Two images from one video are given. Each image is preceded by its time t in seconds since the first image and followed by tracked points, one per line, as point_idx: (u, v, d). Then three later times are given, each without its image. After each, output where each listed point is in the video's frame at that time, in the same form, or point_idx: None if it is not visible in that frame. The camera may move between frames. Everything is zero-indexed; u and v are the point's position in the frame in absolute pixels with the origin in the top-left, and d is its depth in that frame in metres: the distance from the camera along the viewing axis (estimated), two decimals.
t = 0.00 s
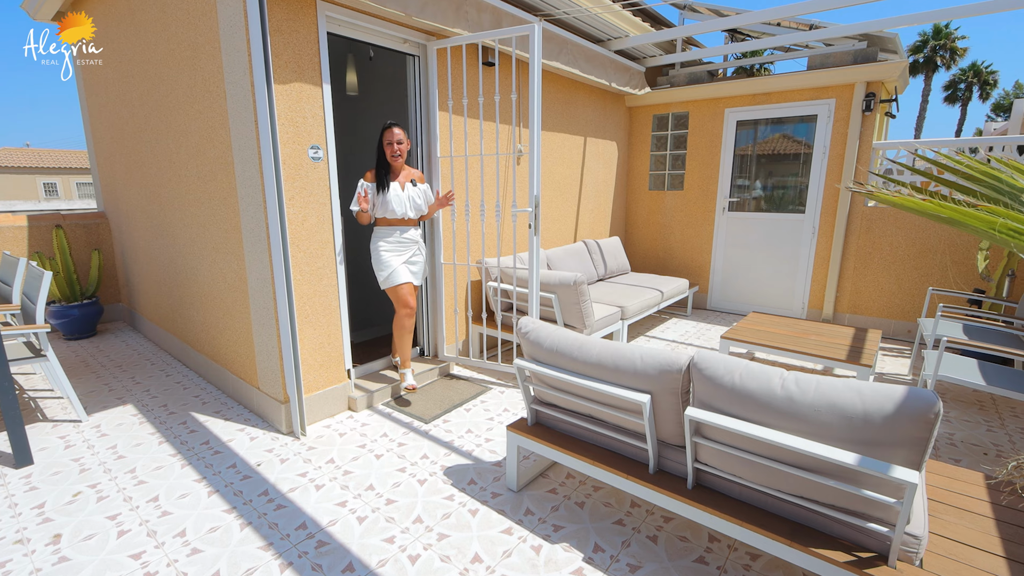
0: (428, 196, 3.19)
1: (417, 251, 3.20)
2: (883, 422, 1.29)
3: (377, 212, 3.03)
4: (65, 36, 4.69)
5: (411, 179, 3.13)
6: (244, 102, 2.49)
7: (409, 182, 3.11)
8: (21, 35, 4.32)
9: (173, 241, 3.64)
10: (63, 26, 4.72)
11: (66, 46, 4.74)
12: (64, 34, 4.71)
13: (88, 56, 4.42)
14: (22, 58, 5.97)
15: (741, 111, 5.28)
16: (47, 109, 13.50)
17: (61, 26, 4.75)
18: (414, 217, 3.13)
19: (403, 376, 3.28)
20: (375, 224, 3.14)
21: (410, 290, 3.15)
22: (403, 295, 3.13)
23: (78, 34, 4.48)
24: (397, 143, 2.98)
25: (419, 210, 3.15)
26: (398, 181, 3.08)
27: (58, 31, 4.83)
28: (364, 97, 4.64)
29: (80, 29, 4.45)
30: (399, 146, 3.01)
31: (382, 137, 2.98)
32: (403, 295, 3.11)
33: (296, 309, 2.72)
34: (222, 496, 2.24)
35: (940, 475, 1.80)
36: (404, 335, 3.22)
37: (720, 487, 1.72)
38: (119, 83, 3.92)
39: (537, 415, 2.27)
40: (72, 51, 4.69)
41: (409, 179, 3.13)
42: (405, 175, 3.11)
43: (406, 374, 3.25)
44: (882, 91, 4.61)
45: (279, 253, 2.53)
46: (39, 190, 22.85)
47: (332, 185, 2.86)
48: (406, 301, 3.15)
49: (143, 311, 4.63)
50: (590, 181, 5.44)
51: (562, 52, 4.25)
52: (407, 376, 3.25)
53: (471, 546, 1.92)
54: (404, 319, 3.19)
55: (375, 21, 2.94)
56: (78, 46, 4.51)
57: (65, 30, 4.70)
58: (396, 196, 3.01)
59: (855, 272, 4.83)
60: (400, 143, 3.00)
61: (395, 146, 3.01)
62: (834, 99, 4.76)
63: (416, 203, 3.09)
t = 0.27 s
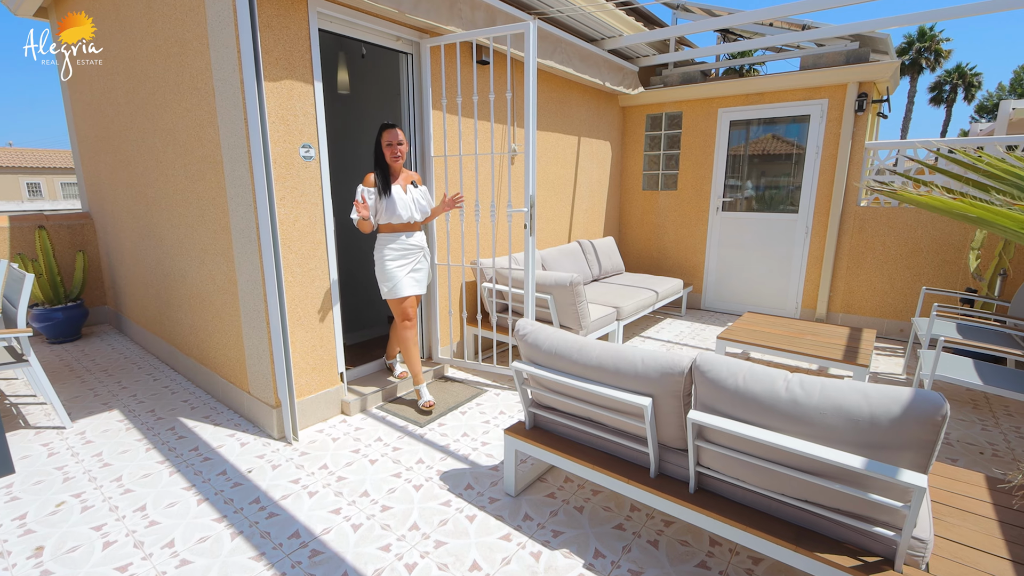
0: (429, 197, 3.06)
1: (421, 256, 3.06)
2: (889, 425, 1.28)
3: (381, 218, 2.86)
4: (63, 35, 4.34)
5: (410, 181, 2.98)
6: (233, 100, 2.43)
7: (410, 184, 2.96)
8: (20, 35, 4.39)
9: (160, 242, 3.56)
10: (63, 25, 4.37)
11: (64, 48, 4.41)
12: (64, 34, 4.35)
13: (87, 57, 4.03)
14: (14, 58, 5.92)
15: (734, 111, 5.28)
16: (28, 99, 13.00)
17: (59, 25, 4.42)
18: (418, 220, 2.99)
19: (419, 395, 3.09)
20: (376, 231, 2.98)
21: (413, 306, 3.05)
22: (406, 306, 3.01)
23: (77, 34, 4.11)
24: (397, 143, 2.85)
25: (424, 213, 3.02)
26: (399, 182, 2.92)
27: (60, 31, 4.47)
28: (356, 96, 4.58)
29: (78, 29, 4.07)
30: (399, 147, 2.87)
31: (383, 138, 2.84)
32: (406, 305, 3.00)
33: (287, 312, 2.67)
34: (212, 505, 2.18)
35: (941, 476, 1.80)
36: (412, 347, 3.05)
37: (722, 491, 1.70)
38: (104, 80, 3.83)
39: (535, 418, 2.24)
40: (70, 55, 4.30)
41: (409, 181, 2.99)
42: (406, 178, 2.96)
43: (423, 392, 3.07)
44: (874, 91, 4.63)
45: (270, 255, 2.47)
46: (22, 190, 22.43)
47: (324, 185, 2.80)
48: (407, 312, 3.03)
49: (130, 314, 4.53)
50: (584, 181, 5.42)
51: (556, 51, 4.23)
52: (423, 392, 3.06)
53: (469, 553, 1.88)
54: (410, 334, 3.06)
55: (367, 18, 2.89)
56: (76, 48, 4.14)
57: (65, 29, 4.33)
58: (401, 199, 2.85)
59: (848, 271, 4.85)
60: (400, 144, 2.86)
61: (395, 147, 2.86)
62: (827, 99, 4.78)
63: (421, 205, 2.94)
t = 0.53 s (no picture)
0: (436, 205, 2.96)
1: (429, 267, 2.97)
2: (898, 429, 1.25)
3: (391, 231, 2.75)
4: (63, 35, 4.00)
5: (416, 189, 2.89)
6: (222, 97, 2.37)
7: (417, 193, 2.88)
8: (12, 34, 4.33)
9: (147, 243, 3.48)
10: (62, 24, 4.02)
11: (63, 48, 4.06)
12: (64, 34, 4.00)
13: (85, 56, 3.69)
14: None
15: (728, 111, 5.27)
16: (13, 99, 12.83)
17: (59, 25, 4.08)
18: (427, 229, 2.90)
19: (417, 403, 3.03)
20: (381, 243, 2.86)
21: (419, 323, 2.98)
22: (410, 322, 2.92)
23: (77, 35, 3.77)
24: (398, 150, 2.71)
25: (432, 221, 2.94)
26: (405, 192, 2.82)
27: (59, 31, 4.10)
28: (347, 95, 4.53)
29: (78, 28, 3.72)
30: (401, 153, 2.74)
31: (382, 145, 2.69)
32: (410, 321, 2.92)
33: (279, 314, 2.60)
34: (201, 513, 2.12)
35: (945, 478, 1.78)
36: (414, 362, 3.00)
37: (726, 495, 1.67)
38: (89, 77, 3.74)
39: (533, 422, 2.20)
40: (69, 54, 3.94)
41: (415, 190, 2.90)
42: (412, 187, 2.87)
43: (422, 401, 3.02)
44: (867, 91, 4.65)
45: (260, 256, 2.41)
46: (6, 190, 22.02)
47: (317, 185, 2.74)
48: (411, 329, 2.95)
49: (116, 316, 4.43)
50: (579, 180, 5.39)
51: (551, 49, 4.19)
52: (421, 401, 3.01)
53: (468, 561, 1.83)
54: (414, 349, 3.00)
55: (360, 14, 2.84)
56: (77, 49, 3.79)
57: (64, 28, 3.98)
58: (409, 209, 2.75)
59: (842, 271, 4.87)
60: (401, 150, 2.73)
61: (397, 154, 2.72)
62: (821, 99, 4.79)
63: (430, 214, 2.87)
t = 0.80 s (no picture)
0: (441, 209, 2.94)
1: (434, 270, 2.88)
2: (909, 433, 1.22)
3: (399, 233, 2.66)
4: (61, 34, 3.67)
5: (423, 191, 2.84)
6: (210, 93, 2.30)
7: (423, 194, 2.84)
8: None
9: (133, 244, 3.40)
10: (60, 23, 3.66)
11: (63, 48, 3.71)
12: (63, 33, 3.65)
13: (86, 56, 3.37)
14: None
15: (723, 110, 5.26)
16: None
17: (57, 25, 3.73)
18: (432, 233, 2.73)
19: (411, 406, 2.98)
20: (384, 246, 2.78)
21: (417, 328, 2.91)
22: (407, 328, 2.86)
23: (78, 35, 3.45)
24: (406, 148, 2.67)
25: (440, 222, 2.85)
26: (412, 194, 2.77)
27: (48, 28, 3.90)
28: (339, 92, 4.46)
29: (79, 29, 3.39)
30: (410, 151, 2.69)
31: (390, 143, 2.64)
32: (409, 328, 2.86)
33: (270, 316, 2.54)
34: (189, 523, 2.05)
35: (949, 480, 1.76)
36: (410, 369, 2.98)
37: (730, 500, 1.64)
38: (73, 74, 3.64)
39: (532, 425, 2.16)
40: (69, 56, 3.59)
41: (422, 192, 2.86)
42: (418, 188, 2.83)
43: (417, 403, 2.96)
44: (862, 90, 4.65)
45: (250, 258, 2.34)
46: None
47: (308, 184, 2.67)
48: (411, 336, 2.93)
49: (102, 319, 4.33)
50: (574, 180, 5.36)
51: (546, 47, 4.15)
52: (415, 404, 2.95)
53: (466, 569, 1.79)
54: (407, 358, 2.96)
55: (353, 10, 2.78)
56: (78, 49, 3.46)
57: (64, 27, 3.62)
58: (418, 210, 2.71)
59: (837, 271, 4.87)
60: (409, 148, 2.68)
61: (406, 152, 2.68)
62: (815, 98, 4.79)
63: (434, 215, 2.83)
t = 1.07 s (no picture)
0: (450, 210, 2.87)
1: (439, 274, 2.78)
2: (920, 437, 1.19)
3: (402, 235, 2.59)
4: (60, 34, 3.35)
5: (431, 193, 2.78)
6: (197, 90, 2.23)
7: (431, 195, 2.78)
8: None
9: (118, 245, 3.31)
10: (61, 23, 3.33)
11: (62, 49, 3.37)
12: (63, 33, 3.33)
13: (86, 55, 3.08)
14: None
15: (717, 109, 5.25)
16: None
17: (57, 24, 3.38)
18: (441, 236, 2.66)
19: (406, 409, 2.93)
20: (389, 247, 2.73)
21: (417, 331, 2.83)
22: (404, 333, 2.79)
23: (77, 36, 3.14)
24: (416, 146, 2.60)
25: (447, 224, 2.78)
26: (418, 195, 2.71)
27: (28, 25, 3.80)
28: (330, 90, 4.39)
29: (79, 29, 3.09)
30: (420, 151, 2.62)
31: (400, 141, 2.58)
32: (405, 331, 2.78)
33: (260, 318, 2.47)
34: (177, 533, 1.98)
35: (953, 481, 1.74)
36: (406, 371, 2.89)
37: (734, 505, 1.61)
38: (55, 70, 3.54)
39: (530, 429, 2.11)
40: (69, 58, 3.27)
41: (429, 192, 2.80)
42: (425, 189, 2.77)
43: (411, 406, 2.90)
44: (856, 89, 4.66)
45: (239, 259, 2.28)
46: None
47: (299, 183, 2.61)
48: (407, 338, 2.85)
49: (86, 322, 4.22)
50: (568, 179, 5.32)
51: (541, 45, 4.12)
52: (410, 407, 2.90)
53: None
54: (403, 359, 2.88)
55: (345, 4, 2.72)
56: (78, 50, 3.15)
57: (64, 27, 3.30)
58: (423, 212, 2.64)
59: (831, 270, 4.88)
60: (419, 146, 2.62)
61: (415, 150, 2.61)
62: (809, 97, 4.79)
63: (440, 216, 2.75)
